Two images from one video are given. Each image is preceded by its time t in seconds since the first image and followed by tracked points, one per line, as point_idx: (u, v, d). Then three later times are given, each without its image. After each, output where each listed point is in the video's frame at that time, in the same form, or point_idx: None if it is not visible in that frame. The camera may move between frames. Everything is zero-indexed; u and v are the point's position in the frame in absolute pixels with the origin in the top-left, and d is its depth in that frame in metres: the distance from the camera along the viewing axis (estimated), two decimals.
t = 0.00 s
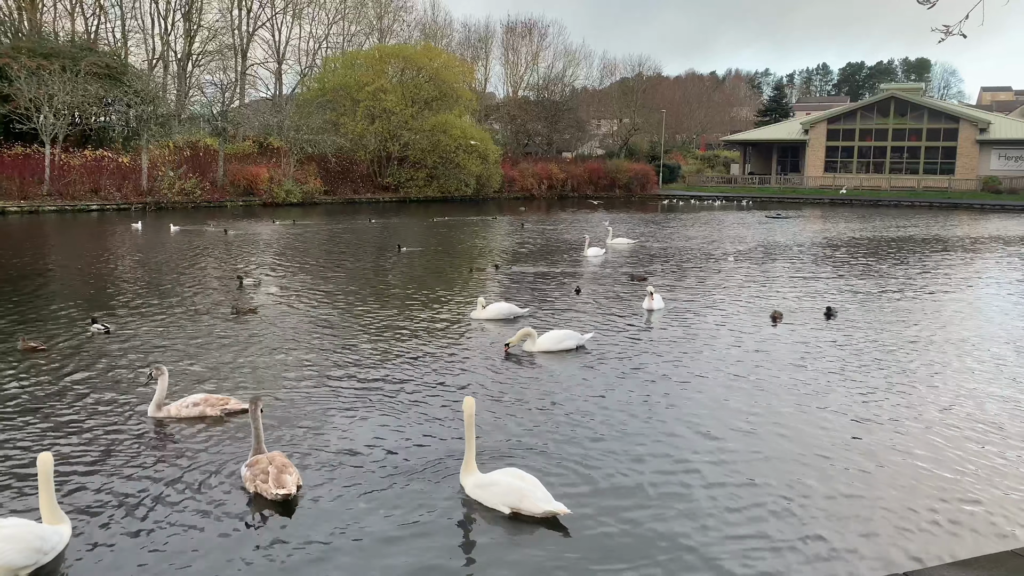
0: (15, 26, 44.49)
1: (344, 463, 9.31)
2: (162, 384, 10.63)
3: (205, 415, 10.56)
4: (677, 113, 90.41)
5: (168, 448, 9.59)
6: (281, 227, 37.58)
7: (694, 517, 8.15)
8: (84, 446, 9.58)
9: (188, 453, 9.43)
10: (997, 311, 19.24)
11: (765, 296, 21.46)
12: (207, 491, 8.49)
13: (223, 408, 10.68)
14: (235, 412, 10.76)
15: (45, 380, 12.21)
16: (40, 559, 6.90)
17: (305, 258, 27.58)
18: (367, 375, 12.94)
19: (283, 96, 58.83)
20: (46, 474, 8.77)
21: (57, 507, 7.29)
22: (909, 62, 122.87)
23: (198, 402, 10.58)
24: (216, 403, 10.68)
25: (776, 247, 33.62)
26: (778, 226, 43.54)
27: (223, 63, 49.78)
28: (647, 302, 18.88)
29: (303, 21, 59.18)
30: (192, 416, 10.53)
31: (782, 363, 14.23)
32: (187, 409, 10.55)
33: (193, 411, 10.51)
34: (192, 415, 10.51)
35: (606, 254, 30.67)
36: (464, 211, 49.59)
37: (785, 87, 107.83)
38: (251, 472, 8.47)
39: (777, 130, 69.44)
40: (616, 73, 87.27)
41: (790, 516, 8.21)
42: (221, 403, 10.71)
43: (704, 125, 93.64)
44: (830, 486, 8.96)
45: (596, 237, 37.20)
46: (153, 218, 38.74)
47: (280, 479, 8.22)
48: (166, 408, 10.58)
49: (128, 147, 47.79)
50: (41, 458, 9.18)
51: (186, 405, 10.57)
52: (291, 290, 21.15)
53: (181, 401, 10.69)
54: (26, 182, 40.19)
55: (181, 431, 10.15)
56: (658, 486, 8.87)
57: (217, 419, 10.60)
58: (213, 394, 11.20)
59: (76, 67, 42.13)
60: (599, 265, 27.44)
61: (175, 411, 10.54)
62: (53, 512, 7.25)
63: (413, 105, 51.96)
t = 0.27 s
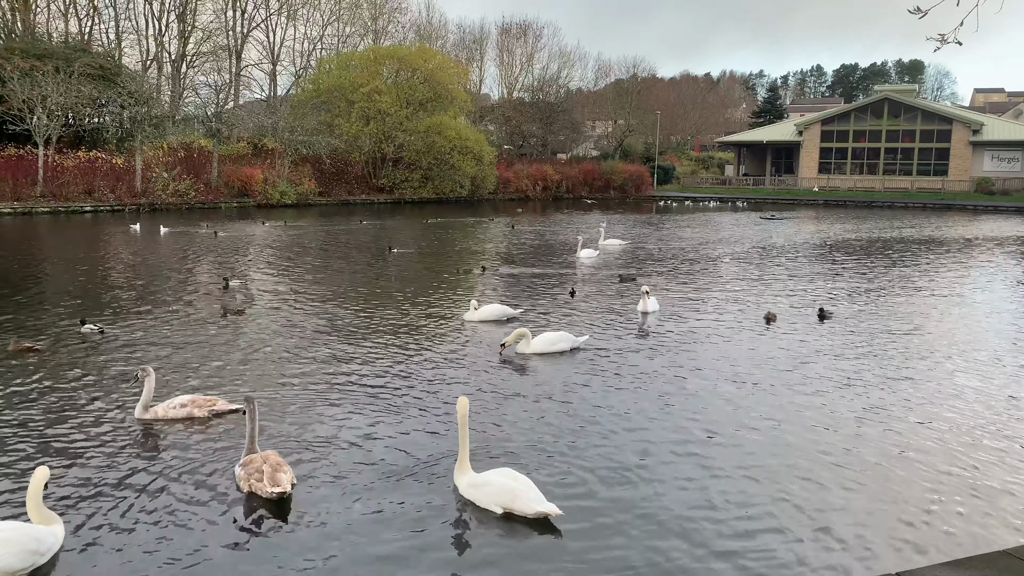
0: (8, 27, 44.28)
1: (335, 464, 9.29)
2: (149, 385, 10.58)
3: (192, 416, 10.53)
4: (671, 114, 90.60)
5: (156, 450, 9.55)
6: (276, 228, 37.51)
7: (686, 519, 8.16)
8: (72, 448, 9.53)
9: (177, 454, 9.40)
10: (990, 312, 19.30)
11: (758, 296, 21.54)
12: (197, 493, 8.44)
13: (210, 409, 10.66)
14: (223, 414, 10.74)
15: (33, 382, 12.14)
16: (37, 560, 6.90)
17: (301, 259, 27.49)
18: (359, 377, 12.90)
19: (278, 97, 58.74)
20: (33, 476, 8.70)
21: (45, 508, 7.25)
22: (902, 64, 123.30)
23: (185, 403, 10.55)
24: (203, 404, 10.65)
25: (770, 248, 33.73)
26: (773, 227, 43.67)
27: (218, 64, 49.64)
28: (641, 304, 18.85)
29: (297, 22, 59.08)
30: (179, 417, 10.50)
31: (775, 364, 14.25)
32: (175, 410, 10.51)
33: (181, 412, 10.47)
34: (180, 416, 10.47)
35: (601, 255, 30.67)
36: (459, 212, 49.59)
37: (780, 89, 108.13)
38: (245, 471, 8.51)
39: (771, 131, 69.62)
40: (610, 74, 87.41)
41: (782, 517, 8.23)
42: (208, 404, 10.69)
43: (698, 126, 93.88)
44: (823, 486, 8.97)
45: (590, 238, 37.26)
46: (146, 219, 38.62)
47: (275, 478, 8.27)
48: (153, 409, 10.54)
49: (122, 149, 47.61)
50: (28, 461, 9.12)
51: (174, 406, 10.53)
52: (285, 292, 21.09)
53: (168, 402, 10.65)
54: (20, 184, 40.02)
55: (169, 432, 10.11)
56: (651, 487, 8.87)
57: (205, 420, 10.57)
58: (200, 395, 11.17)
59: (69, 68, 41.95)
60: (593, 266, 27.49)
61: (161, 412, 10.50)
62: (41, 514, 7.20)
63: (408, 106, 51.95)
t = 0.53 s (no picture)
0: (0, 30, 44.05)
1: (327, 466, 9.27)
2: (135, 388, 10.59)
3: (180, 418, 10.53)
4: (666, 117, 90.81)
5: (145, 452, 9.53)
6: (271, 230, 37.40)
7: (678, 519, 8.16)
8: (60, 451, 9.49)
9: (167, 457, 9.41)
10: (982, 313, 19.36)
11: (752, 298, 21.60)
12: (188, 496, 8.42)
13: (198, 411, 10.67)
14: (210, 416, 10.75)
15: (22, 385, 12.09)
16: (34, 561, 6.93)
17: (295, 262, 27.45)
18: (350, 379, 12.89)
19: (272, 100, 58.61)
20: (20, 481, 8.66)
21: (38, 511, 7.31)
22: (895, 66, 123.75)
23: (173, 406, 10.55)
24: (191, 406, 10.66)
25: (764, 250, 33.81)
26: (768, 229, 43.73)
27: (212, 67, 49.51)
28: (635, 306, 18.83)
29: (292, 25, 59.03)
30: (165, 420, 10.49)
31: (767, 365, 14.28)
32: (162, 413, 10.51)
33: (168, 414, 10.47)
34: (167, 418, 10.47)
35: (595, 257, 30.70)
36: (453, 214, 49.56)
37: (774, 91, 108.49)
38: (239, 472, 8.55)
39: (765, 133, 69.85)
40: (605, 77, 87.61)
41: (774, 518, 8.22)
42: (196, 406, 10.69)
43: (692, 128, 94.11)
44: (814, 487, 8.98)
45: (586, 240, 37.27)
46: (140, 222, 38.47)
47: (269, 479, 8.33)
48: (140, 412, 10.53)
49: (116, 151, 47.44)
50: (15, 466, 9.07)
51: (162, 409, 10.54)
52: (279, 294, 21.05)
53: (155, 404, 10.64)
54: (12, 187, 39.83)
55: (157, 434, 10.11)
56: (642, 488, 8.88)
57: (193, 422, 10.58)
58: (187, 397, 11.17)
59: (62, 71, 41.76)
60: (587, 268, 27.52)
61: (148, 415, 10.49)
62: (33, 516, 7.26)
63: (403, 109, 51.94)
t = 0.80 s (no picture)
0: None
1: (316, 472, 9.21)
2: (120, 393, 10.46)
3: (165, 424, 10.41)
4: (658, 120, 91.06)
5: (133, 457, 9.45)
6: (263, 235, 37.25)
7: (670, 524, 8.12)
8: (44, 458, 9.36)
9: (154, 462, 9.33)
10: (972, 315, 19.46)
11: (744, 301, 21.64)
12: (177, 500, 8.36)
13: (184, 416, 10.56)
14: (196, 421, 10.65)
15: (5, 391, 11.93)
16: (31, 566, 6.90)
17: (287, 266, 27.32)
18: (339, 384, 12.79)
19: (264, 104, 58.45)
20: (7, 487, 8.57)
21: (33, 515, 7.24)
22: (886, 69, 124.44)
23: (158, 411, 10.43)
24: (176, 411, 10.54)
25: (756, 252, 33.88)
26: (760, 232, 43.86)
27: (203, 71, 49.33)
28: (627, 310, 18.77)
29: (283, 29, 58.89)
30: (151, 425, 10.38)
31: (758, 368, 14.28)
32: (147, 418, 10.40)
33: (154, 420, 10.36)
34: (152, 423, 10.36)
35: (588, 261, 30.70)
36: (446, 218, 49.49)
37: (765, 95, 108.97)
38: (231, 474, 8.53)
39: (756, 137, 70.10)
40: (597, 81, 87.79)
41: (767, 521, 8.20)
42: (182, 411, 10.57)
43: (684, 132, 94.39)
44: (808, 489, 8.97)
45: (579, 244, 37.24)
46: (131, 227, 38.25)
47: (262, 481, 8.34)
48: (125, 418, 10.41)
49: (106, 156, 47.17)
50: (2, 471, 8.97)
51: (147, 414, 10.42)
52: (269, 299, 20.92)
53: (141, 409, 10.53)
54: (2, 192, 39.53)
55: (142, 440, 9.99)
56: (635, 492, 8.83)
57: (179, 427, 10.47)
58: (173, 403, 11.05)
59: (52, 75, 41.50)
60: (580, 271, 27.53)
61: (134, 420, 10.39)
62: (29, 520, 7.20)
63: (395, 113, 51.91)
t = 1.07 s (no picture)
0: None
1: (304, 476, 9.17)
2: (101, 401, 10.37)
3: (148, 431, 10.36)
4: (647, 125, 91.42)
5: (118, 464, 9.38)
6: (252, 240, 37.06)
7: (662, 526, 8.10)
8: (27, 466, 9.27)
9: (138, 469, 9.27)
10: (960, 317, 19.58)
11: (732, 304, 21.71)
12: (164, 507, 8.30)
13: (167, 423, 10.50)
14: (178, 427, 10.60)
15: None
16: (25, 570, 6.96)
17: (277, 272, 27.21)
18: (328, 389, 12.72)
19: (253, 109, 58.23)
20: None
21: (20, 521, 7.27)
22: (873, 74, 125.48)
23: (140, 418, 10.37)
24: (159, 418, 10.49)
25: (745, 256, 34.00)
26: (750, 236, 44.02)
27: (192, 76, 49.10)
28: (618, 315, 18.72)
29: (272, 35, 58.74)
30: (132, 432, 10.31)
31: (749, 371, 14.30)
32: (129, 425, 10.31)
33: (136, 427, 10.29)
34: (135, 431, 10.29)
35: (578, 265, 30.73)
36: (436, 223, 49.40)
37: (753, 100, 109.64)
38: (221, 479, 8.52)
39: (745, 141, 70.47)
40: (586, 86, 88.05)
41: (760, 524, 8.19)
42: (165, 418, 10.52)
43: (673, 137, 94.76)
44: (799, 492, 8.97)
45: (569, 248, 37.25)
46: (119, 233, 37.96)
47: (253, 483, 8.34)
48: (107, 425, 10.32)
49: (94, 162, 46.83)
50: None
51: (128, 422, 10.34)
52: (259, 304, 20.85)
53: (123, 417, 10.44)
54: None
55: (126, 447, 9.91)
56: (626, 495, 8.82)
57: (161, 434, 10.41)
58: (155, 410, 10.98)
59: (39, 81, 41.15)
60: (570, 276, 27.54)
61: (115, 427, 10.30)
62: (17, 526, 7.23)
63: (385, 118, 51.86)
